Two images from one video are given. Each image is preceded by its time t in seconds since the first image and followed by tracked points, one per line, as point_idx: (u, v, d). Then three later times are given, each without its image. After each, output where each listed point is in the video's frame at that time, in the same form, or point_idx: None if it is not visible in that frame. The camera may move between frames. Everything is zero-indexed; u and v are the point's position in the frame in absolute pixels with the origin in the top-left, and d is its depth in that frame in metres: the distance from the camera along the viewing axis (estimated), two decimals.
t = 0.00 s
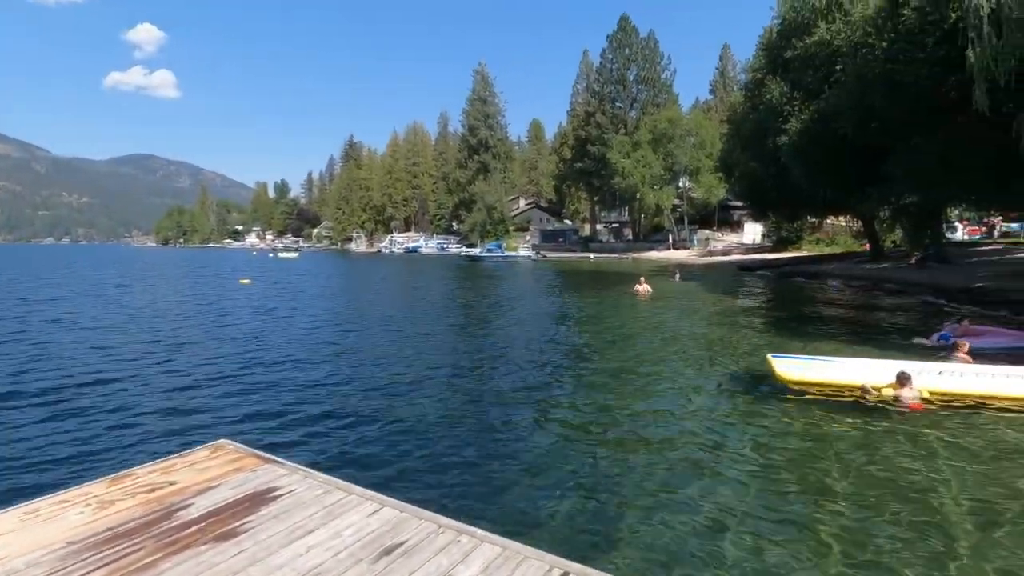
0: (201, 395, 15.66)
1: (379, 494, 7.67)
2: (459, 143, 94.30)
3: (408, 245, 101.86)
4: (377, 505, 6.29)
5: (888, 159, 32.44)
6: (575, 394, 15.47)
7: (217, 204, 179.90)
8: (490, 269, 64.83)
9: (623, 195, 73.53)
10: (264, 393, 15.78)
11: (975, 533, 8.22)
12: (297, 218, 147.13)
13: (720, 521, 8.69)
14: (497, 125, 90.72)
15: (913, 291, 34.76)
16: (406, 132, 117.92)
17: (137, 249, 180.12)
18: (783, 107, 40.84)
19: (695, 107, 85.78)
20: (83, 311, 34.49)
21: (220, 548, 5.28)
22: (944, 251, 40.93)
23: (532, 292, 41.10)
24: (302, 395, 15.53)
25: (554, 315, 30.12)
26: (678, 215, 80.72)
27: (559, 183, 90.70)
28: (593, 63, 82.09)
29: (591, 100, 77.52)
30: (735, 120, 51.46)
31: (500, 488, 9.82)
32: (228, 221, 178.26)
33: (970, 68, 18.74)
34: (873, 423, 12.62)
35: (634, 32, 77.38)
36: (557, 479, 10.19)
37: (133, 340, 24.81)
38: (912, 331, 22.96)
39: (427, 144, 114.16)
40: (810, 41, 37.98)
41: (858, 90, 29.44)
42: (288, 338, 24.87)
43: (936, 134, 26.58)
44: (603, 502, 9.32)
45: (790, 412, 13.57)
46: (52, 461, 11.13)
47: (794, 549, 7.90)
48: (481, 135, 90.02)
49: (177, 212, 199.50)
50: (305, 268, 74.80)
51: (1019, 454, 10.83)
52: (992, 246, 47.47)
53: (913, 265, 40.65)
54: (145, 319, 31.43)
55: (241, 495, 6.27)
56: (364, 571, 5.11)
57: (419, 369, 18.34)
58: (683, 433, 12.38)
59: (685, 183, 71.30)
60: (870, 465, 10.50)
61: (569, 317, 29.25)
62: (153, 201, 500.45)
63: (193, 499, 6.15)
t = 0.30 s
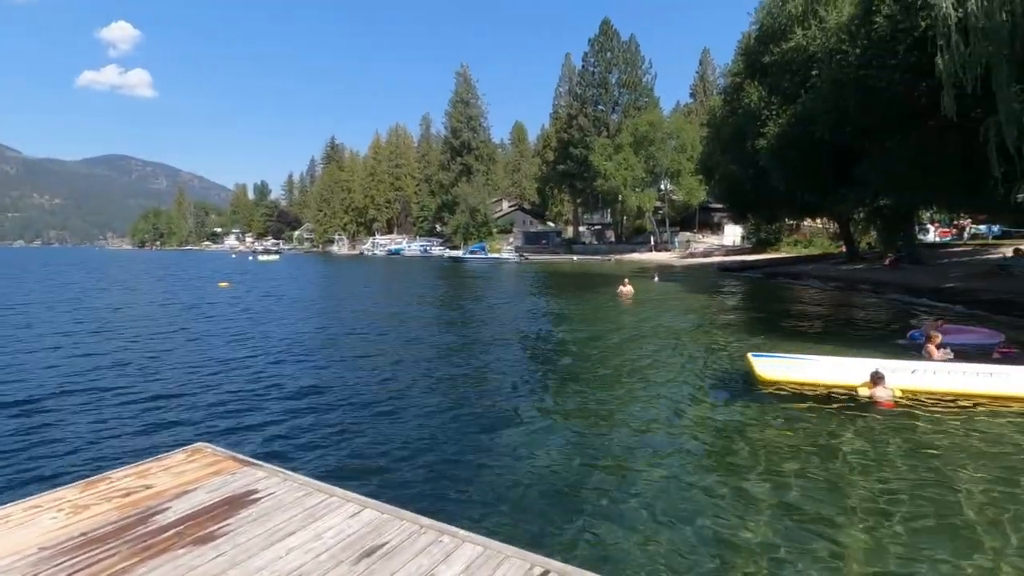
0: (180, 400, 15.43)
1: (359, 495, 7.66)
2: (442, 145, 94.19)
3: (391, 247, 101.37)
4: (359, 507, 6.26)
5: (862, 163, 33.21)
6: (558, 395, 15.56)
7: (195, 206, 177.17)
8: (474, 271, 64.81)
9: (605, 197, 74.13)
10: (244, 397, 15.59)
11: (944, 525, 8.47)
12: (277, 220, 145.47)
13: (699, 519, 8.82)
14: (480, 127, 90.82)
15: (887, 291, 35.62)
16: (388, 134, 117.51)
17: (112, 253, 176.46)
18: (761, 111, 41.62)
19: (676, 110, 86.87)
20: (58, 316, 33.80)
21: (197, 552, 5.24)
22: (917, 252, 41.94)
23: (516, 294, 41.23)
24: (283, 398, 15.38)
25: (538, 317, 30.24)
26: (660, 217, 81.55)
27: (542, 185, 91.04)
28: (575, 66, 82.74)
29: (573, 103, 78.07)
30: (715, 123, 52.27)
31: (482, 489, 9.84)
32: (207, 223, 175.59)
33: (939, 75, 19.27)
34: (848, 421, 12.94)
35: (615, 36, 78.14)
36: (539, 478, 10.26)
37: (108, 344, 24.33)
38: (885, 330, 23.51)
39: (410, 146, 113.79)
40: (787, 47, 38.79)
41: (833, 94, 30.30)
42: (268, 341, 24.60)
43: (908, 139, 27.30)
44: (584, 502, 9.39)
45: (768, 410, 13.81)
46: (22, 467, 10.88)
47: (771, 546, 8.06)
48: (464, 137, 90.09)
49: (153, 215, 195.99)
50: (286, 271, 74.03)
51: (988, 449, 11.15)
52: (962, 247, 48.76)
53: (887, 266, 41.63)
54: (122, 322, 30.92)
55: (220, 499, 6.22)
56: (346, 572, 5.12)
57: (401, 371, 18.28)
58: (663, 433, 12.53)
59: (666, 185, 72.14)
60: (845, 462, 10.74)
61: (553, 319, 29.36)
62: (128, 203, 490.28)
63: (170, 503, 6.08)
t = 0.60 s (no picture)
0: (159, 402, 15.22)
1: (341, 497, 7.63)
2: (426, 145, 93.80)
3: (375, 247, 100.73)
4: (341, 508, 6.25)
5: (840, 165, 33.84)
6: (542, 395, 15.62)
7: (175, 206, 174.30)
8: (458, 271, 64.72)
9: (589, 198, 74.46)
10: (225, 399, 15.43)
11: (917, 521, 8.68)
12: (259, 220, 143.65)
13: (680, 518, 8.93)
14: (465, 127, 90.67)
15: (864, 291, 36.36)
16: (372, 134, 116.75)
17: (89, 253, 172.81)
18: (743, 113, 42.18)
19: (659, 112, 87.50)
20: (32, 318, 33.06)
21: (175, 555, 5.20)
22: (894, 252, 42.80)
23: (501, 295, 41.26)
24: (265, 400, 15.25)
25: (523, 317, 30.26)
26: (644, 218, 82.13)
27: (527, 186, 91.19)
28: (559, 67, 83.00)
29: (557, 104, 78.31)
30: (698, 125, 52.80)
31: (466, 489, 9.87)
32: (186, 223, 172.66)
33: (913, 79, 19.65)
34: (827, 419, 13.20)
35: (599, 37, 78.54)
36: (523, 478, 10.33)
37: (84, 346, 23.84)
38: (863, 329, 23.93)
39: (394, 146, 113.16)
40: (768, 50, 39.38)
41: (812, 96, 30.88)
42: (250, 342, 24.34)
43: (885, 141, 27.86)
44: (567, 501, 9.45)
45: (749, 409, 14.00)
46: None
47: (750, 543, 8.20)
48: (449, 138, 89.90)
49: (132, 214, 192.32)
50: (268, 271, 73.17)
51: (960, 445, 11.44)
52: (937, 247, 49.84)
53: (865, 266, 42.42)
54: (99, 324, 30.39)
55: (198, 501, 6.16)
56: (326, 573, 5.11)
57: (385, 372, 18.17)
58: (646, 432, 12.66)
59: (650, 186, 72.67)
60: (822, 459, 10.96)
61: (538, 319, 29.44)
62: (105, 203, 480.12)
63: (147, 507, 6.02)
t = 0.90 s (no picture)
0: (141, 405, 15.03)
1: (324, 499, 7.61)
2: (413, 144, 93.38)
3: (361, 247, 100.12)
4: (326, 511, 6.23)
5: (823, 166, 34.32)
6: (527, 394, 15.66)
7: (157, 205, 171.64)
8: (445, 271, 64.59)
9: (576, 197, 74.68)
10: (209, 401, 15.27)
11: (896, 517, 8.85)
12: (243, 219, 141.97)
13: (664, 517, 8.99)
14: (452, 126, 90.39)
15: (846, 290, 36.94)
16: (358, 132, 115.97)
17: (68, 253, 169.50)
18: (727, 114, 42.62)
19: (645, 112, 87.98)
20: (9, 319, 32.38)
21: (158, 560, 5.16)
22: (875, 252, 43.49)
23: (489, 294, 41.27)
24: (249, 402, 15.11)
25: (510, 317, 30.31)
26: (630, 217, 82.55)
27: (514, 185, 91.17)
28: (546, 67, 83.12)
29: (544, 104, 78.41)
30: (683, 126, 53.19)
31: (453, 489, 9.88)
32: (169, 222, 169.99)
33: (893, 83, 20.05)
34: (808, 417, 13.41)
35: (586, 37, 78.76)
36: (509, 478, 10.36)
37: (63, 348, 23.43)
38: (844, 328, 24.27)
39: (380, 144, 112.46)
40: (752, 52, 39.86)
41: (795, 98, 31.30)
42: (234, 343, 24.08)
43: (865, 143, 28.29)
44: (551, 501, 9.49)
45: (731, 407, 14.16)
46: None
47: (730, 541, 8.32)
48: (436, 137, 89.55)
49: (112, 213, 188.94)
50: (252, 271, 72.38)
51: (938, 442, 11.67)
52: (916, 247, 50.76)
53: (847, 265, 43.06)
54: (79, 325, 29.89)
55: (181, 506, 6.12)
56: None
57: (371, 373, 18.10)
58: (631, 431, 12.77)
59: (637, 186, 73.06)
60: (804, 457, 11.14)
61: (525, 319, 29.48)
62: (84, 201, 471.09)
63: (129, 512, 5.96)
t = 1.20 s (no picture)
0: (123, 407, 14.83)
1: (310, 501, 7.56)
2: (401, 143, 93.03)
3: (348, 246, 99.54)
4: (312, 514, 6.17)
5: (807, 167, 34.74)
6: (516, 393, 15.69)
7: (140, 204, 169.22)
8: (433, 271, 64.42)
9: (564, 197, 74.88)
10: (194, 403, 15.08)
11: (880, 514, 8.95)
12: (229, 219, 140.49)
13: (652, 516, 9.02)
14: (440, 126, 90.22)
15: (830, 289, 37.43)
16: (345, 131, 115.29)
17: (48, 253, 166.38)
18: (714, 115, 42.99)
19: (633, 113, 88.44)
20: None
21: (140, 567, 5.09)
22: (858, 252, 44.12)
23: (477, 294, 41.29)
24: (234, 403, 14.96)
25: (499, 316, 30.37)
26: (618, 217, 82.96)
27: (502, 185, 91.28)
28: (534, 67, 83.27)
29: (532, 103, 78.52)
30: (670, 126, 53.58)
31: (439, 490, 9.82)
32: (152, 221, 167.63)
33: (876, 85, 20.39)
34: (792, 413, 13.58)
35: (574, 38, 79.01)
36: (496, 477, 10.35)
37: (44, 350, 23.05)
38: (829, 326, 24.62)
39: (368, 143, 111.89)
40: (737, 53, 40.32)
41: (780, 99, 31.66)
42: (219, 343, 23.84)
43: (849, 144, 28.64)
44: (539, 501, 9.49)
45: (717, 405, 14.30)
46: None
47: (718, 539, 8.37)
48: (424, 136, 89.29)
49: (94, 212, 185.87)
50: (238, 271, 71.66)
51: (922, 438, 11.83)
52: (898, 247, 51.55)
53: (831, 265, 43.64)
54: (60, 326, 29.41)
55: (163, 511, 6.03)
56: None
57: (357, 373, 18.03)
58: (620, 429, 12.83)
59: (624, 186, 73.43)
60: (790, 455, 11.26)
61: (514, 318, 29.54)
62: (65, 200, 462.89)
63: (110, 518, 5.86)
